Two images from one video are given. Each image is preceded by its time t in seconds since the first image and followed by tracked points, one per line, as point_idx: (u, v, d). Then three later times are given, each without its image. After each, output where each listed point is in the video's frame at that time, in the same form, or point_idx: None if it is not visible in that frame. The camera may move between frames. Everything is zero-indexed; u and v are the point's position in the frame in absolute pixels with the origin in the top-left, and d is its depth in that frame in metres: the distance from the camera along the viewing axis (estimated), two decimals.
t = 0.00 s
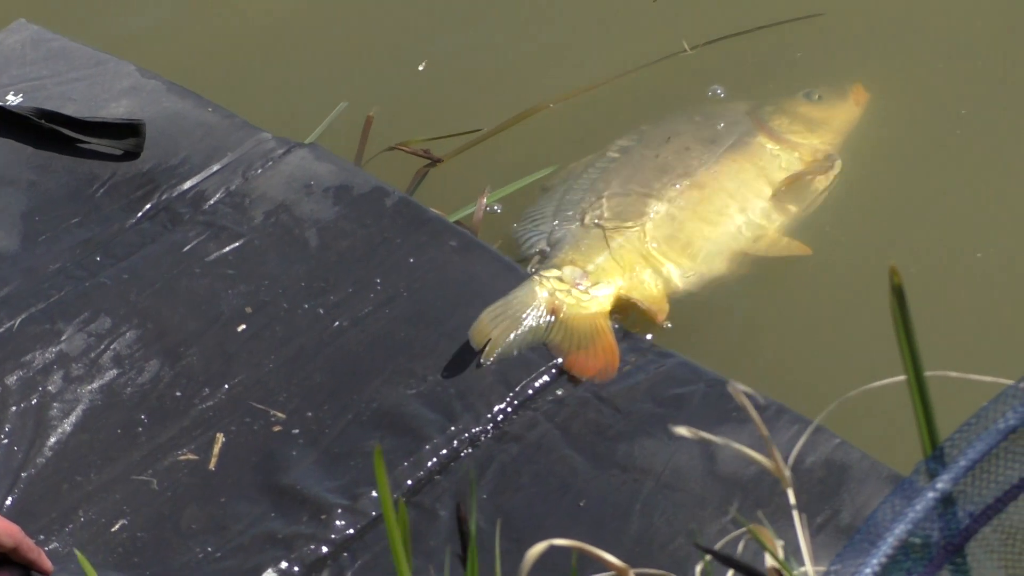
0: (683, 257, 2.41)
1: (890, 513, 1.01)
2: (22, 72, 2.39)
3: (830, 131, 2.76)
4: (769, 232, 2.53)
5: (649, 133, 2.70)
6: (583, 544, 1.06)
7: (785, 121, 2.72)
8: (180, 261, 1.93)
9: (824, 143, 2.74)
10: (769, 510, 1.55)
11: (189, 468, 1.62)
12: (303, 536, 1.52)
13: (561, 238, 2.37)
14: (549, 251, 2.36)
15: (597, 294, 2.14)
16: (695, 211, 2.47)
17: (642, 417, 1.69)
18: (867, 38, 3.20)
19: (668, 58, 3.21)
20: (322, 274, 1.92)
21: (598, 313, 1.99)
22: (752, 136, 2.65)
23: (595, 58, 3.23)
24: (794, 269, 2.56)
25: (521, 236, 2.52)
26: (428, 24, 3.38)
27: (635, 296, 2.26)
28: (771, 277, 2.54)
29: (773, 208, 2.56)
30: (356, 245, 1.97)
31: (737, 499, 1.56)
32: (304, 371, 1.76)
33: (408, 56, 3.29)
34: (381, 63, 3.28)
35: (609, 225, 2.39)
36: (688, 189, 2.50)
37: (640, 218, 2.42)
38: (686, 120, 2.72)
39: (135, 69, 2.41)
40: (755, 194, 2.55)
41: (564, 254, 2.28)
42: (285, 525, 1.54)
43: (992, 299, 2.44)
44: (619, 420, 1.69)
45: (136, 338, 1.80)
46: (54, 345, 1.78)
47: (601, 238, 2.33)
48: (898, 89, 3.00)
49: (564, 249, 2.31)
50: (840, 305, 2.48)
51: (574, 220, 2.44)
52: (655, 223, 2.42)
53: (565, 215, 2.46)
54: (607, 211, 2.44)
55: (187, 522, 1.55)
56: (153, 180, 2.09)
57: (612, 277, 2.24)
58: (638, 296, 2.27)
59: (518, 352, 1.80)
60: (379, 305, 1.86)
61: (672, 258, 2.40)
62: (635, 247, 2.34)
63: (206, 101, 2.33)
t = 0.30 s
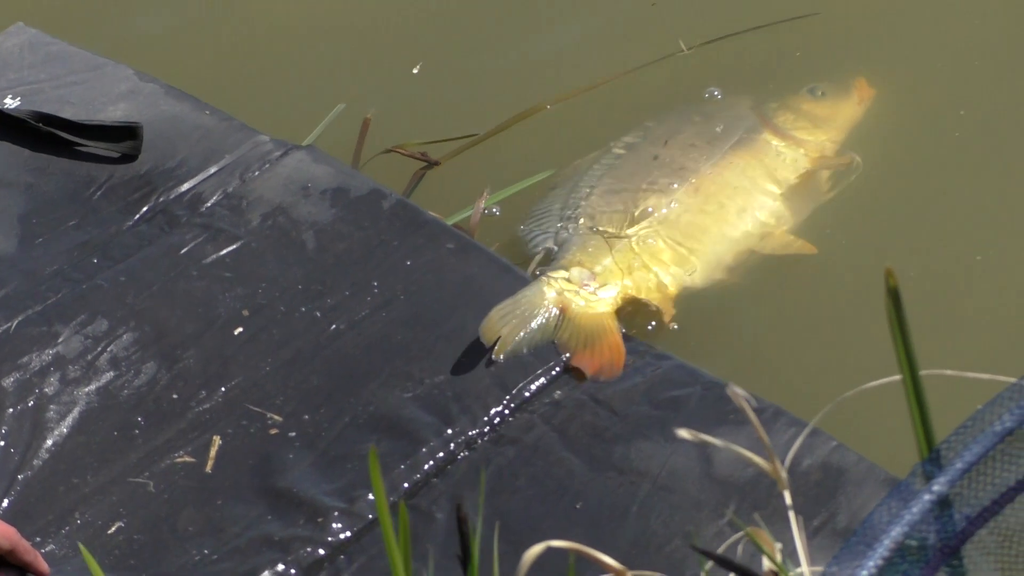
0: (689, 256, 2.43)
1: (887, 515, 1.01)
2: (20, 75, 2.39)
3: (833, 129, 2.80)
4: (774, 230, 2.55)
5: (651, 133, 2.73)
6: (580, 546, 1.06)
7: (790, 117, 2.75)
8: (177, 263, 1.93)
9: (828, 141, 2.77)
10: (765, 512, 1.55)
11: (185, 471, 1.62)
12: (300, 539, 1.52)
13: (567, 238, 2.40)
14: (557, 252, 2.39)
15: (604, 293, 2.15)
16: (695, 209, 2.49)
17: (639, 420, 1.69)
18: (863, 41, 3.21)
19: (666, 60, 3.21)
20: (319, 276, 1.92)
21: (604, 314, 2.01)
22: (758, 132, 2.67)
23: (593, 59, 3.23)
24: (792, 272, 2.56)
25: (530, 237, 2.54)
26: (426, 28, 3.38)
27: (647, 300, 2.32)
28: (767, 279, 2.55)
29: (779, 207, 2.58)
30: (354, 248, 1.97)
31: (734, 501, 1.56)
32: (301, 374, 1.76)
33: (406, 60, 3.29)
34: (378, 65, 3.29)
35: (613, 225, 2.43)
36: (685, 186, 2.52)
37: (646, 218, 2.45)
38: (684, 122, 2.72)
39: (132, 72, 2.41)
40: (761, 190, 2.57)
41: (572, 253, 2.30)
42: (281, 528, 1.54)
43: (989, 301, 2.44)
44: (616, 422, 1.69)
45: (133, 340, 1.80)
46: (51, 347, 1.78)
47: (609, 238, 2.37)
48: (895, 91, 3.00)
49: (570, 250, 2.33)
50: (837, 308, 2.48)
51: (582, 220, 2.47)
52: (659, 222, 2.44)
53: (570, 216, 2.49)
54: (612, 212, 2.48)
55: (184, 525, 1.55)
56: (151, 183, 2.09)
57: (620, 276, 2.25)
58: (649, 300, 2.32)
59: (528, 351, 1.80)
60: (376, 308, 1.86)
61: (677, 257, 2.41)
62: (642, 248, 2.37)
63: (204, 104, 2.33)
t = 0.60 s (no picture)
0: (699, 248, 2.43)
1: (884, 516, 1.02)
2: (18, 77, 2.39)
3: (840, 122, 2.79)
4: (780, 224, 2.56)
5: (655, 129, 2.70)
6: (579, 547, 1.07)
7: (796, 112, 2.74)
8: (174, 264, 1.93)
9: (833, 135, 2.77)
10: (763, 513, 1.55)
11: (183, 472, 1.62)
12: (297, 540, 1.52)
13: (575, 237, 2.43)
14: (564, 252, 2.41)
15: (612, 293, 2.18)
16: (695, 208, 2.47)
17: (636, 421, 1.69)
18: (861, 41, 3.21)
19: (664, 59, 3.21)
20: (317, 277, 1.92)
21: (613, 312, 2.02)
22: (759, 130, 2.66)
23: (591, 59, 3.23)
24: (789, 274, 2.56)
25: (536, 235, 2.57)
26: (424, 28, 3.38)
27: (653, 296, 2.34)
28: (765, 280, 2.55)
29: (785, 205, 2.59)
30: (352, 248, 1.97)
31: (731, 502, 1.56)
32: (299, 374, 1.76)
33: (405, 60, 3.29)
34: (377, 65, 3.28)
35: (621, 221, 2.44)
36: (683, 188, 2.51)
37: (648, 215, 2.45)
38: (682, 119, 2.71)
39: (130, 74, 2.41)
40: (767, 188, 2.57)
41: (581, 253, 2.33)
42: (279, 529, 1.54)
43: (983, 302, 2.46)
44: (614, 423, 1.69)
45: (131, 341, 1.80)
46: (49, 348, 1.78)
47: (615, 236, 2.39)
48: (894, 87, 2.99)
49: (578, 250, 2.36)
50: (834, 310, 2.49)
51: (589, 220, 2.48)
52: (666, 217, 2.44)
53: (576, 215, 2.52)
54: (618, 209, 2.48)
55: (181, 526, 1.55)
56: (148, 184, 2.09)
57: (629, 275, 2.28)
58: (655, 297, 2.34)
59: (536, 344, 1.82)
60: (374, 309, 1.86)
61: (684, 250, 2.41)
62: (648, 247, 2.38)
63: (202, 105, 2.33)
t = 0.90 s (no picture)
0: (713, 248, 2.53)
1: (878, 521, 1.03)
2: (13, 78, 2.38)
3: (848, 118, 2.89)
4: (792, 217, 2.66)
5: (665, 117, 2.81)
6: (570, 551, 1.07)
7: (805, 101, 2.85)
8: (169, 268, 1.92)
9: (843, 123, 2.86)
10: (757, 517, 1.55)
11: (177, 475, 1.62)
12: (292, 544, 1.52)
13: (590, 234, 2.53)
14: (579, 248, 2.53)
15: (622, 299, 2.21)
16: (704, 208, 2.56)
17: (630, 425, 1.68)
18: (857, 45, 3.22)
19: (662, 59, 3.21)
20: (312, 282, 1.91)
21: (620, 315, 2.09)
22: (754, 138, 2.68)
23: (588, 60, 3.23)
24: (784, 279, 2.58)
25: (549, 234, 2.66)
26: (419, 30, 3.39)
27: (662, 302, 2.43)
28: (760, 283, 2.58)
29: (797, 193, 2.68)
30: (346, 252, 1.97)
31: (725, 506, 1.56)
32: (293, 378, 1.76)
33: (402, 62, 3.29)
34: (374, 68, 3.29)
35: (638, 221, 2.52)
36: (687, 184, 2.59)
37: (663, 208, 2.54)
38: (679, 127, 2.76)
39: (126, 77, 2.40)
40: (779, 179, 2.67)
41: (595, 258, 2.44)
42: (273, 533, 1.53)
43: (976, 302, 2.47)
44: (608, 427, 1.68)
45: (125, 345, 1.79)
46: (43, 351, 1.78)
47: (630, 233, 2.49)
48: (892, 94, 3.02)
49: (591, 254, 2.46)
50: (829, 314, 2.50)
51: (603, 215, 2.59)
52: (680, 213, 2.54)
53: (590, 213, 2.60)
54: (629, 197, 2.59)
55: (176, 530, 1.55)
56: (143, 188, 2.09)
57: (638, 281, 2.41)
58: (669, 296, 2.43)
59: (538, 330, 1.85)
60: (368, 313, 1.86)
61: (697, 246, 2.51)
62: (657, 248, 2.48)
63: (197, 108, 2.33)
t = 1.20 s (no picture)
0: (728, 242, 2.61)
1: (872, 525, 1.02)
2: (7, 81, 2.38)
3: (855, 108, 3.02)
4: (806, 208, 2.77)
5: (676, 105, 2.91)
6: (566, 555, 1.06)
7: (815, 93, 2.99)
8: (164, 273, 1.92)
9: (850, 114, 2.99)
10: (751, 521, 1.55)
11: (171, 479, 1.62)
12: (286, 548, 1.52)
13: (608, 227, 2.65)
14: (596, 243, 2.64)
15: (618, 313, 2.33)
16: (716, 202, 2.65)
17: (624, 430, 1.69)
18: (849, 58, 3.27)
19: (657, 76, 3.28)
20: (306, 287, 1.91)
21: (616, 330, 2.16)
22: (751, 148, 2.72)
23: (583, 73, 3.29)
24: (775, 289, 2.64)
25: (565, 227, 2.76)
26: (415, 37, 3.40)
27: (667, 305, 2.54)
28: (751, 290, 2.65)
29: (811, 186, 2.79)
30: (341, 257, 1.97)
31: (719, 510, 1.56)
32: (287, 382, 1.76)
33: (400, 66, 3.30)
34: (370, 74, 3.30)
35: (654, 215, 2.62)
36: (690, 182, 2.68)
37: (679, 204, 2.63)
38: (685, 132, 2.81)
39: (120, 78, 2.40)
40: (795, 172, 2.78)
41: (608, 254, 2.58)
42: (267, 537, 1.53)
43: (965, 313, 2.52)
44: (602, 432, 1.68)
45: (120, 349, 1.79)
46: (38, 355, 1.78)
47: (646, 231, 2.60)
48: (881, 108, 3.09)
49: (605, 249, 2.60)
50: (820, 322, 2.55)
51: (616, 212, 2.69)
52: (696, 208, 2.62)
53: (607, 206, 2.70)
54: (651, 185, 2.70)
55: (170, 534, 1.55)
56: (138, 192, 2.09)
57: (648, 280, 2.52)
58: (676, 296, 2.53)
59: (535, 334, 1.86)
60: (362, 317, 1.86)
61: (713, 239, 2.59)
62: (668, 246, 2.57)
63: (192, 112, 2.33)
